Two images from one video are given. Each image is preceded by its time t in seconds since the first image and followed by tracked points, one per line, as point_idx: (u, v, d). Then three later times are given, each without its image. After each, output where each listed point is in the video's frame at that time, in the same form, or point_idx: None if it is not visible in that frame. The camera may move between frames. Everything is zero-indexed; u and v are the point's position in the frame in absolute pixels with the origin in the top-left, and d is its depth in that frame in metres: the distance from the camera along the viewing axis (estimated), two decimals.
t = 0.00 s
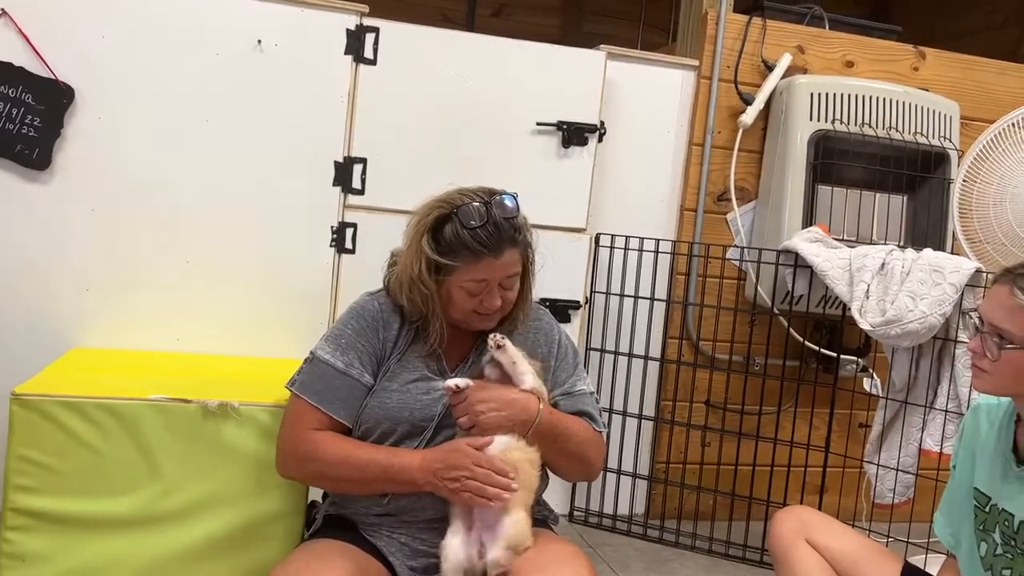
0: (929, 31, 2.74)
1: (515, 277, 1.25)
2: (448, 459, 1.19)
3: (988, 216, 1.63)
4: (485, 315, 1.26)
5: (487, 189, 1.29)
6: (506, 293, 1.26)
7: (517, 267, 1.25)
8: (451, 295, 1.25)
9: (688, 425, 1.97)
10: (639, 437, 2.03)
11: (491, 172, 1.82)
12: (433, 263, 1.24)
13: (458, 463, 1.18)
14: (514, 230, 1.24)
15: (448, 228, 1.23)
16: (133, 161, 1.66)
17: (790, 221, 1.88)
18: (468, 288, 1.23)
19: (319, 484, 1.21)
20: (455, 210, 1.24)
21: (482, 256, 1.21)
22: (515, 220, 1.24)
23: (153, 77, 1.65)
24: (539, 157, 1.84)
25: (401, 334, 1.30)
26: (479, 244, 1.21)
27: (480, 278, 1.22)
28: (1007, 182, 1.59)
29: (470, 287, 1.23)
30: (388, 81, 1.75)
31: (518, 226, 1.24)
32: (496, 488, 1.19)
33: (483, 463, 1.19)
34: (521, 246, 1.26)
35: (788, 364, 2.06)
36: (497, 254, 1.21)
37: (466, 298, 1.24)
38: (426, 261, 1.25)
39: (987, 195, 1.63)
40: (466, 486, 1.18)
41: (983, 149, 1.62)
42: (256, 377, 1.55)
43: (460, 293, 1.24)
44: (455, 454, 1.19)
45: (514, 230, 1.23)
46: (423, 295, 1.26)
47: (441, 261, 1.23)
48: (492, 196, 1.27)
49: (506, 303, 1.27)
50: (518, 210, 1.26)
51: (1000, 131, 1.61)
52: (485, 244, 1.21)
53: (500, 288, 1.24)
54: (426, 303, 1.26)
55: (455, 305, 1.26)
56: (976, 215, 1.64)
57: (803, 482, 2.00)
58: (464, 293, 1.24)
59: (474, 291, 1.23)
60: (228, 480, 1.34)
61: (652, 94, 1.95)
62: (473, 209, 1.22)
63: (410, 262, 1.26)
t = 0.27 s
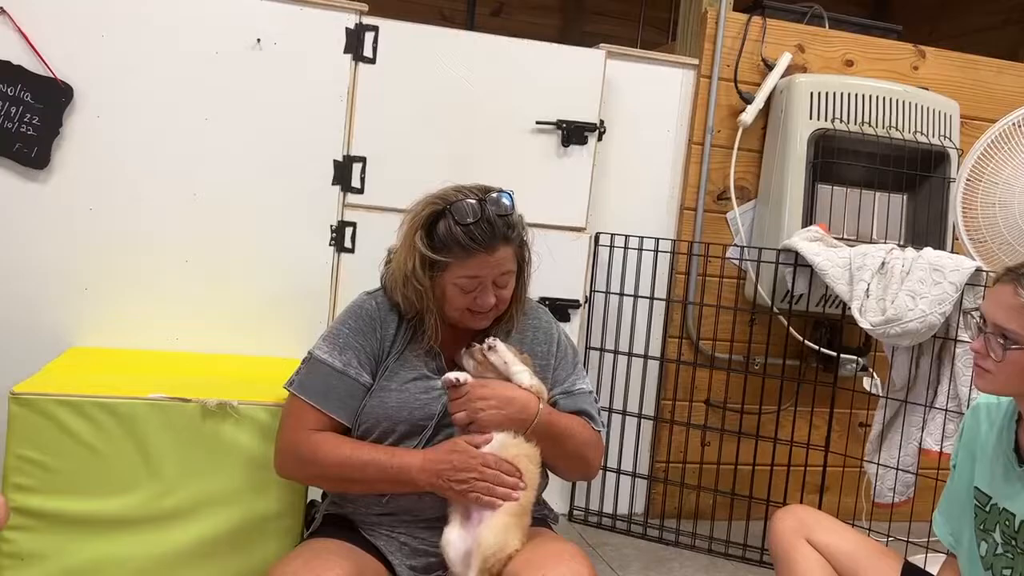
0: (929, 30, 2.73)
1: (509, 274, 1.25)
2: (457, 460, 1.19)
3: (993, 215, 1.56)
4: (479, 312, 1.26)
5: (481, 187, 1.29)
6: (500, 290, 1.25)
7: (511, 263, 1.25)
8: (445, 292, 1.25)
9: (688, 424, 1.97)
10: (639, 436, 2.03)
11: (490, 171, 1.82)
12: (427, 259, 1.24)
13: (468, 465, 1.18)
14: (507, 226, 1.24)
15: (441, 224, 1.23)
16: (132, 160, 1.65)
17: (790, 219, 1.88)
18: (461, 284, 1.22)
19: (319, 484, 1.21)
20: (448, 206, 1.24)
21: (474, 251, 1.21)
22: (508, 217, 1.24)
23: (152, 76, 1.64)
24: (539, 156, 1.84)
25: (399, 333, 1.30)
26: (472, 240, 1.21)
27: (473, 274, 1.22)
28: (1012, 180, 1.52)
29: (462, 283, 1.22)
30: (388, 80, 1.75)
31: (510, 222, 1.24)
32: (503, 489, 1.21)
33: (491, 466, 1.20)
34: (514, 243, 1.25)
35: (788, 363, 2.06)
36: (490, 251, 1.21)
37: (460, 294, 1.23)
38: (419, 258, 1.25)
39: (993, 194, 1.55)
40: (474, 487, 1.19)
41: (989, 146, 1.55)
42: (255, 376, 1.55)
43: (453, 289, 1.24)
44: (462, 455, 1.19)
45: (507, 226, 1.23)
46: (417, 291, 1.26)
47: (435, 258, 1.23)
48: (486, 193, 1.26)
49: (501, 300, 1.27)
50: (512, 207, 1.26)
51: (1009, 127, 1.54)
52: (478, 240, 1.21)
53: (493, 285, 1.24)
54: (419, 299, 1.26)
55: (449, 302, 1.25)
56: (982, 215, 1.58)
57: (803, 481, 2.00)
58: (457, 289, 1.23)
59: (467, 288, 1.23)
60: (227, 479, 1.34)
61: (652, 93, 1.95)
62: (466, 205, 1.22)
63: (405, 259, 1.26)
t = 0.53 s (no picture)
0: (928, 30, 2.74)
1: (506, 273, 1.25)
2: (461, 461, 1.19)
3: (1000, 214, 1.56)
4: (477, 312, 1.26)
5: (479, 186, 1.29)
6: (497, 289, 1.25)
7: (509, 263, 1.25)
8: (443, 291, 1.25)
9: (688, 424, 1.97)
10: (639, 436, 2.03)
11: (490, 171, 1.82)
12: (424, 259, 1.25)
13: (471, 468, 1.18)
14: (505, 226, 1.24)
15: (438, 224, 1.23)
16: (132, 160, 1.65)
17: (790, 219, 1.88)
18: (458, 284, 1.22)
19: (322, 486, 1.21)
20: (445, 206, 1.24)
21: (471, 251, 1.21)
22: (506, 216, 1.24)
23: (153, 76, 1.64)
24: (540, 156, 1.83)
25: (399, 333, 1.30)
26: (469, 239, 1.21)
27: (471, 274, 1.22)
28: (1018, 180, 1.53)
29: (459, 283, 1.23)
30: (388, 80, 1.75)
31: (507, 221, 1.24)
32: (507, 491, 1.21)
33: (494, 468, 1.20)
34: (511, 242, 1.25)
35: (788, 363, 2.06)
36: (487, 250, 1.21)
37: (457, 294, 1.23)
38: (416, 257, 1.25)
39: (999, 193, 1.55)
40: (477, 490, 1.19)
41: (993, 146, 1.56)
42: (255, 377, 1.55)
43: (450, 288, 1.24)
44: (466, 457, 1.19)
45: (505, 226, 1.23)
46: (412, 289, 1.26)
47: (433, 258, 1.23)
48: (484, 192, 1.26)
49: (499, 299, 1.27)
50: (509, 206, 1.25)
51: (1010, 128, 1.55)
52: (475, 240, 1.21)
53: (491, 284, 1.24)
54: (415, 298, 1.27)
55: (446, 301, 1.25)
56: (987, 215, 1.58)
57: (804, 481, 2.00)
58: (454, 288, 1.23)
59: (464, 287, 1.23)
60: (227, 480, 1.33)
61: (652, 93, 1.95)
62: (463, 205, 1.22)
63: (403, 259, 1.26)
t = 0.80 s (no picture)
0: (927, 29, 2.74)
1: (503, 273, 1.25)
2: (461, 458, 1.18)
3: (1005, 213, 1.56)
4: (474, 312, 1.26)
5: (474, 185, 1.29)
6: (494, 288, 1.25)
7: (505, 262, 1.25)
8: (439, 291, 1.25)
9: (688, 423, 1.97)
10: (639, 436, 2.03)
11: (490, 171, 1.82)
12: (420, 260, 1.25)
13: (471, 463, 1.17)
14: (501, 225, 1.24)
15: (434, 224, 1.23)
16: (131, 160, 1.65)
17: (789, 218, 1.88)
18: (455, 284, 1.23)
19: (321, 486, 1.20)
20: (439, 206, 1.24)
21: (467, 251, 1.21)
22: (502, 215, 1.24)
23: (151, 76, 1.64)
24: (539, 156, 1.83)
25: (397, 332, 1.30)
26: (465, 240, 1.21)
27: (467, 274, 1.22)
28: None
29: (456, 283, 1.23)
30: (387, 80, 1.75)
31: (503, 220, 1.24)
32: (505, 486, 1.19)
33: (492, 464, 1.18)
34: (507, 241, 1.25)
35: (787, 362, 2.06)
36: (483, 250, 1.21)
37: (454, 294, 1.23)
38: (413, 258, 1.25)
39: (1005, 190, 1.55)
40: (477, 486, 1.17)
41: (995, 147, 1.56)
42: (254, 377, 1.55)
43: (447, 289, 1.24)
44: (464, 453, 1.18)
45: (500, 225, 1.23)
46: (410, 291, 1.26)
47: (428, 258, 1.24)
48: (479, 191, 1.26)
49: (496, 299, 1.27)
50: (504, 205, 1.25)
51: (1017, 125, 1.55)
52: (471, 239, 1.21)
53: (488, 284, 1.24)
54: (412, 299, 1.27)
55: (443, 301, 1.25)
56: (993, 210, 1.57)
57: (803, 480, 2.01)
58: (451, 289, 1.23)
59: (461, 287, 1.23)
60: (227, 480, 1.33)
61: (651, 92, 1.95)
62: (457, 205, 1.22)
63: (399, 260, 1.26)
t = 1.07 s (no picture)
0: (927, 28, 2.74)
1: (506, 267, 1.25)
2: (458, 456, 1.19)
3: (1015, 216, 1.52)
4: (480, 308, 1.26)
5: (473, 181, 1.29)
6: (498, 284, 1.25)
7: (508, 256, 1.25)
8: (445, 290, 1.25)
9: (688, 422, 1.97)
10: (638, 435, 2.03)
11: (489, 170, 1.82)
12: (424, 259, 1.25)
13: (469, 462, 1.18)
14: (502, 219, 1.24)
15: (436, 222, 1.23)
16: (129, 160, 1.65)
17: (789, 216, 1.87)
18: (461, 281, 1.23)
19: (318, 485, 1.20)
20: (440, 203, 1.24)
21: (472, 246, 1.21)
22: (502, 209, 1.24)
23: (151, 76, 1.64)
24: (538, 155, 1.83)
25: (393, 331, 1.30)
26: (469, 235, 1.21)
27: (474, 269, 1.22)
28: None
29: (462, 280, 1.23)
30: (386, 80, 1.75)
31: (505, 215, 1.24)
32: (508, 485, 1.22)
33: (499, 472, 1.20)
34: (510, 236, 1.26)
35: (787, 360, 2.06)
36: (488, 244, 1.22)
37: (460, 291, 1.24)
38: (416, 258, 1.25)
39: (1014, 187, 1.52)
40: (473, 484, 1.19)
41: (999, 150, 1.53)
42: (254, 377, 1.54)
43: (453, 286, 1.24)
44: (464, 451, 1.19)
45: (502, 219, 1.24)
46: (415, 292, 1.26)
47: (432, 256, 1.24)
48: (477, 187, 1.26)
49: (499, 294, 1.27)
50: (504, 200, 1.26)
51: None
52: (475, 235, 1.21)
53: (493, 278, 1.24)
54: (418, 300, 1.27)
55: (449, 299, 1.25)
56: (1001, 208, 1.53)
57: (804, 479, 2.00)
58: (457, 286, 1.23)
59: (467, 284, 1.23)
60: (227, 480, 1.33)
61: (650, 91, 1.95)
62: (459, 200, 1.22)
63: (401, 260, 1.26)
